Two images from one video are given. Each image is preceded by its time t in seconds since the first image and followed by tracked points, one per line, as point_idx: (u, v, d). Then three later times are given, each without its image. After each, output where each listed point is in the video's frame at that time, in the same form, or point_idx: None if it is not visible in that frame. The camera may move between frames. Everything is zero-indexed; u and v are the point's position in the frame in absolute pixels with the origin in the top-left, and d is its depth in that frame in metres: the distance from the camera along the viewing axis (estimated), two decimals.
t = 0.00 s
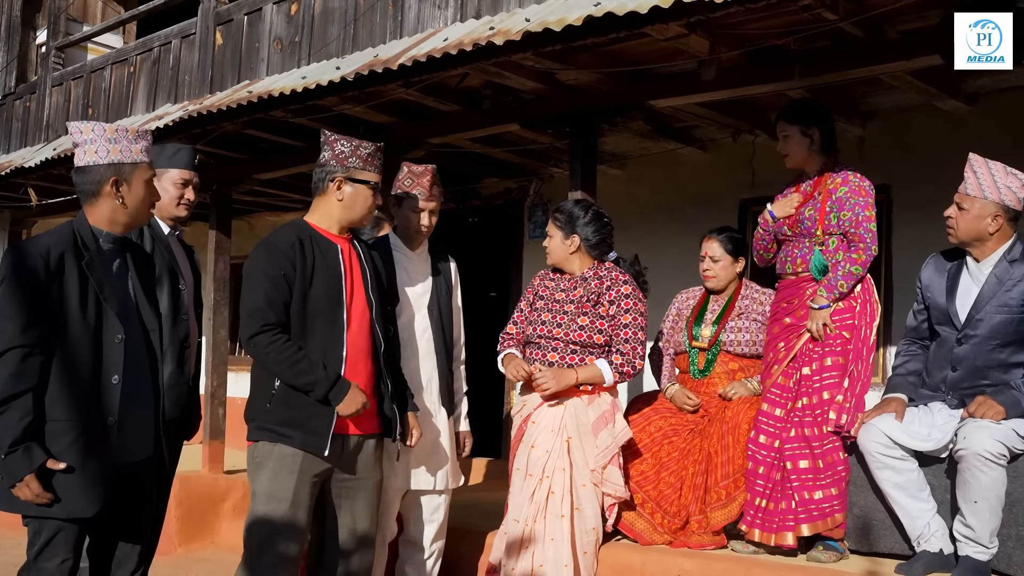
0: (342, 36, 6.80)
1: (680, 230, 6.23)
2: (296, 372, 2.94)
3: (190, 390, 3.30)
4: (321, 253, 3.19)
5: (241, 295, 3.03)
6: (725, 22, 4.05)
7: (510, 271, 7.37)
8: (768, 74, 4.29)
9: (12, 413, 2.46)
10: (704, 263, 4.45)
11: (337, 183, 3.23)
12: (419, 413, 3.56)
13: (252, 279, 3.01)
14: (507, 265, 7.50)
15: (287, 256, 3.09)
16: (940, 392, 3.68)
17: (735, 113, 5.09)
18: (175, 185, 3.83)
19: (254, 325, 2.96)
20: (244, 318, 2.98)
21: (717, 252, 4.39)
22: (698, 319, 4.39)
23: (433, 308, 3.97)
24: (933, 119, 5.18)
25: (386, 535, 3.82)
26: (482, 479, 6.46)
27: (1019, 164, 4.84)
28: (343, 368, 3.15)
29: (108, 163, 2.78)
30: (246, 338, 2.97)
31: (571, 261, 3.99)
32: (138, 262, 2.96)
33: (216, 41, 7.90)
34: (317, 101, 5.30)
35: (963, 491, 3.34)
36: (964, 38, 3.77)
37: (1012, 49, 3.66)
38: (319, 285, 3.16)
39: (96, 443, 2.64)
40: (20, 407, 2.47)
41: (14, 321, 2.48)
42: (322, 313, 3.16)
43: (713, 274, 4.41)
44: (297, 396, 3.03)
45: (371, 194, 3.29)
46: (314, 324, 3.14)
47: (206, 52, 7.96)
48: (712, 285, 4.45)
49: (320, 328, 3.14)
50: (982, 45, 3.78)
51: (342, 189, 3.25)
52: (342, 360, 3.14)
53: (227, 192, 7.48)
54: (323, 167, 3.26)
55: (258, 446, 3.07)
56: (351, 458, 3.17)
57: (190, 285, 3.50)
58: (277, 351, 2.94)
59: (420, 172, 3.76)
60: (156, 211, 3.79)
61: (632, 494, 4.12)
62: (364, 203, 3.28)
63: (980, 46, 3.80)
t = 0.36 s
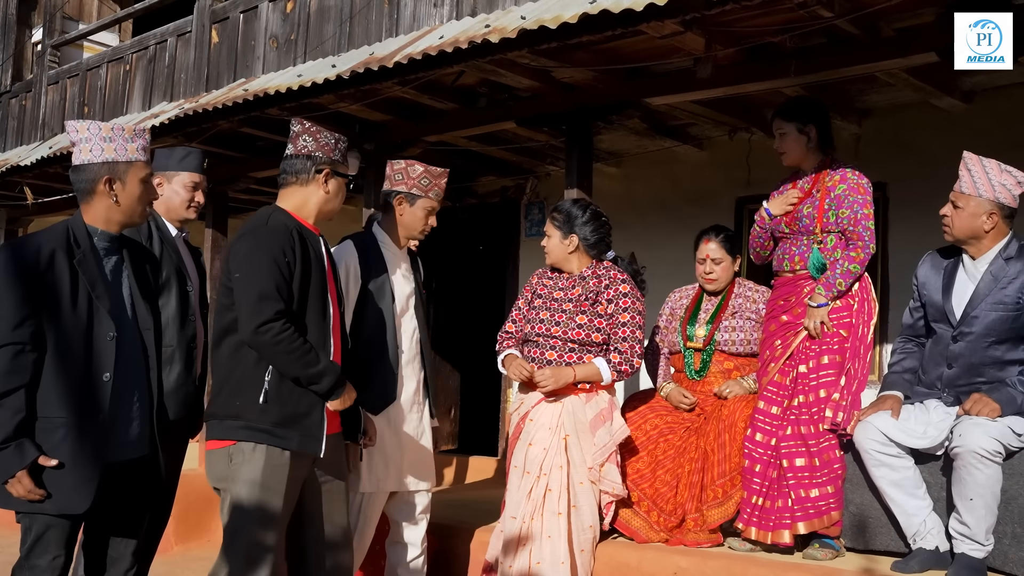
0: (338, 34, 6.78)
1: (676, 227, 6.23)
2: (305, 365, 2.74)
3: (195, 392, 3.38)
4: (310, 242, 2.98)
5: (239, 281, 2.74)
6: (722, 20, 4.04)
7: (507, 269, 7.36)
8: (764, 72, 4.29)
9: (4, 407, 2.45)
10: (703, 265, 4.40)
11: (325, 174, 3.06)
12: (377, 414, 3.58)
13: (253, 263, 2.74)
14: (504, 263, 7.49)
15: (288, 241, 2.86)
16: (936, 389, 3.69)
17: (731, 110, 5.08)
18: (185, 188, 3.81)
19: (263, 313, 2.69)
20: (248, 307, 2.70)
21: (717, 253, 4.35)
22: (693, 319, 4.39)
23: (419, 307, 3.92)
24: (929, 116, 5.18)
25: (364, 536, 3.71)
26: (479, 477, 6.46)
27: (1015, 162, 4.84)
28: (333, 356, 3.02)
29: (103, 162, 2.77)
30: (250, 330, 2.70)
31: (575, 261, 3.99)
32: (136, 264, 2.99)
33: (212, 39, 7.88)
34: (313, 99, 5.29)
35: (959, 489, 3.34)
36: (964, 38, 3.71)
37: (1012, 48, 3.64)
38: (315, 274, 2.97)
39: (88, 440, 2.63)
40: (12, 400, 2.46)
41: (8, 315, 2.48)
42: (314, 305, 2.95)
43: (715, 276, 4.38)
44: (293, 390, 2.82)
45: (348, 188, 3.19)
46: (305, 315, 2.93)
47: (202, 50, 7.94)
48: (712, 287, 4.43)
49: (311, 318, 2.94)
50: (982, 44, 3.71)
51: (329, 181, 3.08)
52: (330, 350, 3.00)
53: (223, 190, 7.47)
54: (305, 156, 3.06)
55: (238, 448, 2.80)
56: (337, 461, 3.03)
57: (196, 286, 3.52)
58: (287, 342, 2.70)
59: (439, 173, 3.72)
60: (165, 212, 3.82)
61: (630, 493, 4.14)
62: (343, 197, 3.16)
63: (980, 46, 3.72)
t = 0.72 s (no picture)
0: (336, 31, 6.77)
1: (674, 226, 6.24)
2: (297, 363, 2.65)
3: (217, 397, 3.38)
4: (297, 237, 2.87)
5: (228, 275, 2.64)
6: (720, 17, 4.04)
7: (504, 267, 7.37)
8: (763, 70, 4.29)
9: None
10: (703, 266, 4.40)
11: (302, 164, 2.92)
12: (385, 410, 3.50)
13: (246, 256, 2.64)
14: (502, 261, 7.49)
15: (278, 234, 2.75)
16: (933, 387, 3.69)
17: (729, 108, 5.08)
18: (203, 191, 3.84)
19: (258, 311, 2.60)
20: (242, 304, 2.60)
21: (717, 253, 4.35)
22: (691, 317, 4.40)
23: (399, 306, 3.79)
24: (927, 115, 5.18)
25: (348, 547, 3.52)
26: (477, 474, 6.46)
27: (1013, 160, 4.85)
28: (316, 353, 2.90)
29: (72, 158, 2.80)
30: (244, 328, 2.60)
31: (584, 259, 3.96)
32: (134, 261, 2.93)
33: (211, 36, 7.87)
34: (311, 96, 5.29)
35: (956, 487, 3.34)
36: (963, 39, 3.69)
37: (1012, 48, 3.64)
38: (303, 268, 2.87)
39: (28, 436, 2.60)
40: None
41: None
42: (301, 300, 2.85)
43: (715, 275, 4.38)
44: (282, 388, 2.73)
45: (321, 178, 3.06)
46: (294, 310, 2.82)
47: (201, 47, 7.93)
48: (712, 286, 4.42)
49: (299, 314, 2.83)
50: (982, 44, 3.71)
51: (305, 172, 2.95)
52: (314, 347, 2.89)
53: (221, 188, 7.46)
54: (280, 145, 2.91)
55: (225, 447, 2.69)
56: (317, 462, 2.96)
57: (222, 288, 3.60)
58: (282, 341, 2.62)
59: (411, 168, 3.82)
60: (182, 214, 3.83)
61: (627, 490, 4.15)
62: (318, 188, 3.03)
63: (980, 46, 3.72)
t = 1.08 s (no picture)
0: (335, 30, 6.76)
1: (673, 225, 6.23)
2: (286, 367, 2.62)
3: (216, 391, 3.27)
4: (287, 237, 2.81)
5: (216, 280, 2.60)
6: (719, 16, 4.03)
7: (503, 266, 7.36)
8: (762, 68, 4.28)
9: None
10: (704, 266, 4.39)
11: (291, 163, 2.86)
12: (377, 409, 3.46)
13: (233, 260, 2.59)
14: (501, 260, 7.48)
15: (266, 236, 2.69)
16: (932, 386, 3.68)
17: (727, 107, 5.07)
18: (232, 195, 3.86)
19: (246, 316, 2.55)
20: (230, 308, 2.56)
21: (716, 253, 4.35)
22: (692, 316, 4.39)
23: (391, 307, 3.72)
24: (927, 113, 5.18)
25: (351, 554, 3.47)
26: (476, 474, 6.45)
27: (1012, 159, 4.84)
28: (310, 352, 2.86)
29: (45, 158, 2.71)
30: (232, 333, 2.56)
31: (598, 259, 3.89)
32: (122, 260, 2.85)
33: (209, 35, 7.86)
34: (310, 95, 5.28)
35: (956, 486, 3.34)
36: (964, 39, 3.71)
37: (1012, 48, 3.64)
38: (294, 268, 2.81)
39: None
40: None
41: None
42: (293, 301, 2.79)
43: (716, 274, 4.37)
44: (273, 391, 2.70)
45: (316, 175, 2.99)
46: (285, 311, 2.77)
47: (199, 46, 7.92)
48: (712, 285, 4.41)
49: (291, 315, 2.78)
50: (982, 45, 3.72)
51: (295, 171, 2.88)
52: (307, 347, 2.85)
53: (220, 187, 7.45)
54: (269, 145, 2.85)
55: (222, 448, 2.69)
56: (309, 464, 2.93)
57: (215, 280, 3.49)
58: (271, 345, 2.58)
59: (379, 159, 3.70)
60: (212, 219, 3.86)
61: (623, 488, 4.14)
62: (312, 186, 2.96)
63: (980, 46, 3.74)
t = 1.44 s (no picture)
0: (334, 29, 6.76)
1: (673, 223, 6.22)
2: (271, 363, 2.57)
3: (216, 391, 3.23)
4: (269, 229, 2.76)
5: (198, 273, 2.54)
6: (719, 14, 4.03)
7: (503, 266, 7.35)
8: (763, 66, 4.28)
9: None
10: (703, 263, 4.41)
11: (270, 153, 2.81)
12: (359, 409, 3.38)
13: (213, 253, 2.54)
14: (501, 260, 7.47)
15: (247, 228, 2.64)
16: (933, 384, 3.67)
17: (727, 105, 5.06)
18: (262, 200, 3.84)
19: (229, 309, 2.50)
20: (211, 302, 2.50)
21: (715, 250, 4.36)
22: (692, 315, 4.38)
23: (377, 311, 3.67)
24: (926, 112, 5.17)
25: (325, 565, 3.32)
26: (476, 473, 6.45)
27: (1012, 157, 4.83)
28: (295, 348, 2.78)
29: (54, 151, 2.69)
30: (213, 328, 2.50)
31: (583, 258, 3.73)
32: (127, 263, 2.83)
33: (209, 33, 7.86)
34: (309, 94, 5.27)
35: (957, 484, 3.33)
36: (964, 39, 3.74)
37: (1012, 48, 3.65)
38: (277, 262, 2.75)
39: None
40: None
41: None
42: (276, 294, 2.74)
43: (713, 271, 4.38)
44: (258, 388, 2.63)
45: (299, 164, 2.93)
46: (268, 306, 2.71)
47: (199, 45, 7.92)
48: (711, 284, 4.41)
49: (274, 309, 2.73)
50: (982, 44, 3.76)
51: (275, 160, 2.83)
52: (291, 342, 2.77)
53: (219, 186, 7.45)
54: (248, 136, 2.81)
55: (196, 449, 2.58)
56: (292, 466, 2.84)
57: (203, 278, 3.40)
58: (254, 340, 2.53)
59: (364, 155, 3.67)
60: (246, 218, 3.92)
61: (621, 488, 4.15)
62: (294, 175, 2.90)
63: (980, 45, 3.76)
